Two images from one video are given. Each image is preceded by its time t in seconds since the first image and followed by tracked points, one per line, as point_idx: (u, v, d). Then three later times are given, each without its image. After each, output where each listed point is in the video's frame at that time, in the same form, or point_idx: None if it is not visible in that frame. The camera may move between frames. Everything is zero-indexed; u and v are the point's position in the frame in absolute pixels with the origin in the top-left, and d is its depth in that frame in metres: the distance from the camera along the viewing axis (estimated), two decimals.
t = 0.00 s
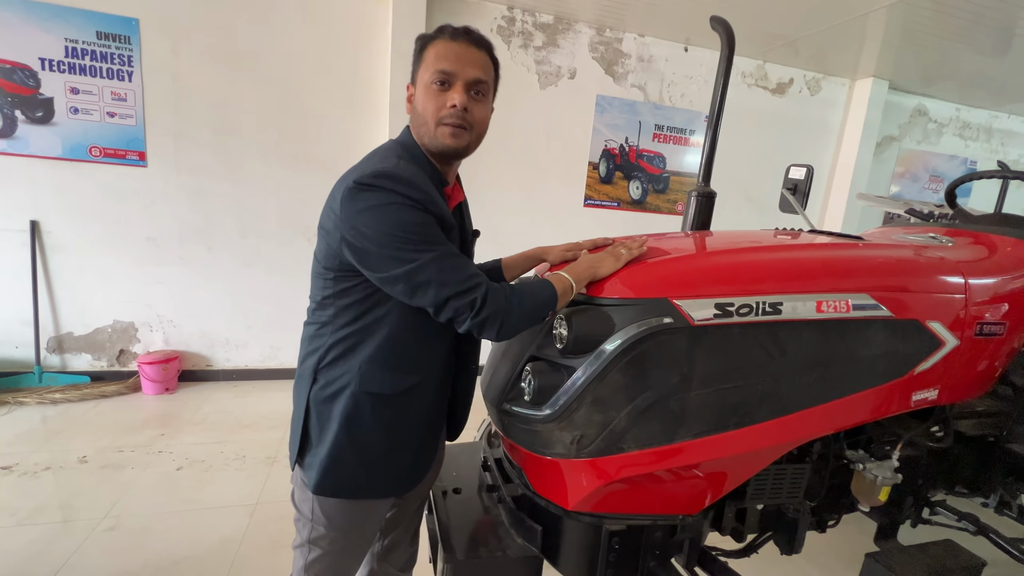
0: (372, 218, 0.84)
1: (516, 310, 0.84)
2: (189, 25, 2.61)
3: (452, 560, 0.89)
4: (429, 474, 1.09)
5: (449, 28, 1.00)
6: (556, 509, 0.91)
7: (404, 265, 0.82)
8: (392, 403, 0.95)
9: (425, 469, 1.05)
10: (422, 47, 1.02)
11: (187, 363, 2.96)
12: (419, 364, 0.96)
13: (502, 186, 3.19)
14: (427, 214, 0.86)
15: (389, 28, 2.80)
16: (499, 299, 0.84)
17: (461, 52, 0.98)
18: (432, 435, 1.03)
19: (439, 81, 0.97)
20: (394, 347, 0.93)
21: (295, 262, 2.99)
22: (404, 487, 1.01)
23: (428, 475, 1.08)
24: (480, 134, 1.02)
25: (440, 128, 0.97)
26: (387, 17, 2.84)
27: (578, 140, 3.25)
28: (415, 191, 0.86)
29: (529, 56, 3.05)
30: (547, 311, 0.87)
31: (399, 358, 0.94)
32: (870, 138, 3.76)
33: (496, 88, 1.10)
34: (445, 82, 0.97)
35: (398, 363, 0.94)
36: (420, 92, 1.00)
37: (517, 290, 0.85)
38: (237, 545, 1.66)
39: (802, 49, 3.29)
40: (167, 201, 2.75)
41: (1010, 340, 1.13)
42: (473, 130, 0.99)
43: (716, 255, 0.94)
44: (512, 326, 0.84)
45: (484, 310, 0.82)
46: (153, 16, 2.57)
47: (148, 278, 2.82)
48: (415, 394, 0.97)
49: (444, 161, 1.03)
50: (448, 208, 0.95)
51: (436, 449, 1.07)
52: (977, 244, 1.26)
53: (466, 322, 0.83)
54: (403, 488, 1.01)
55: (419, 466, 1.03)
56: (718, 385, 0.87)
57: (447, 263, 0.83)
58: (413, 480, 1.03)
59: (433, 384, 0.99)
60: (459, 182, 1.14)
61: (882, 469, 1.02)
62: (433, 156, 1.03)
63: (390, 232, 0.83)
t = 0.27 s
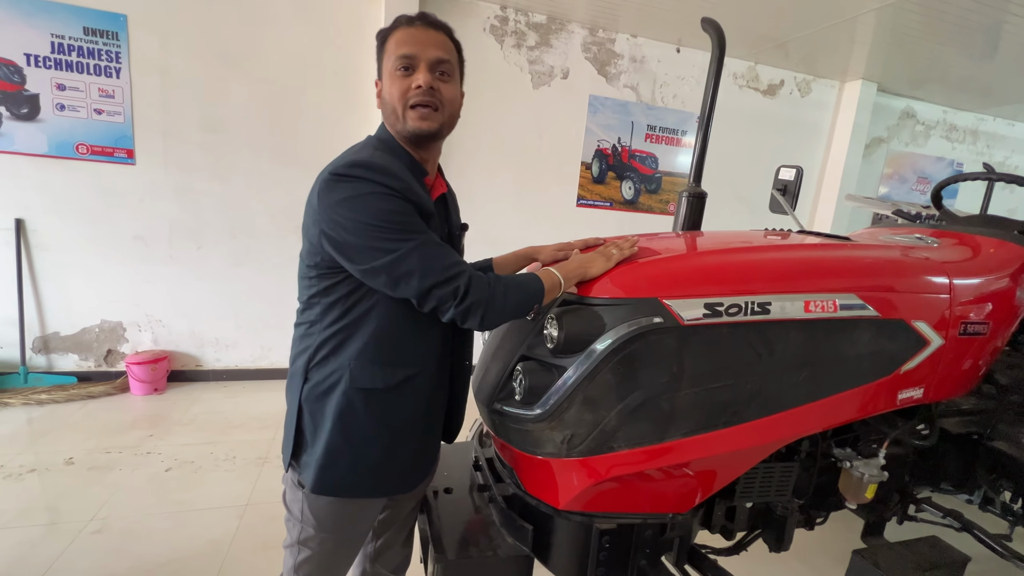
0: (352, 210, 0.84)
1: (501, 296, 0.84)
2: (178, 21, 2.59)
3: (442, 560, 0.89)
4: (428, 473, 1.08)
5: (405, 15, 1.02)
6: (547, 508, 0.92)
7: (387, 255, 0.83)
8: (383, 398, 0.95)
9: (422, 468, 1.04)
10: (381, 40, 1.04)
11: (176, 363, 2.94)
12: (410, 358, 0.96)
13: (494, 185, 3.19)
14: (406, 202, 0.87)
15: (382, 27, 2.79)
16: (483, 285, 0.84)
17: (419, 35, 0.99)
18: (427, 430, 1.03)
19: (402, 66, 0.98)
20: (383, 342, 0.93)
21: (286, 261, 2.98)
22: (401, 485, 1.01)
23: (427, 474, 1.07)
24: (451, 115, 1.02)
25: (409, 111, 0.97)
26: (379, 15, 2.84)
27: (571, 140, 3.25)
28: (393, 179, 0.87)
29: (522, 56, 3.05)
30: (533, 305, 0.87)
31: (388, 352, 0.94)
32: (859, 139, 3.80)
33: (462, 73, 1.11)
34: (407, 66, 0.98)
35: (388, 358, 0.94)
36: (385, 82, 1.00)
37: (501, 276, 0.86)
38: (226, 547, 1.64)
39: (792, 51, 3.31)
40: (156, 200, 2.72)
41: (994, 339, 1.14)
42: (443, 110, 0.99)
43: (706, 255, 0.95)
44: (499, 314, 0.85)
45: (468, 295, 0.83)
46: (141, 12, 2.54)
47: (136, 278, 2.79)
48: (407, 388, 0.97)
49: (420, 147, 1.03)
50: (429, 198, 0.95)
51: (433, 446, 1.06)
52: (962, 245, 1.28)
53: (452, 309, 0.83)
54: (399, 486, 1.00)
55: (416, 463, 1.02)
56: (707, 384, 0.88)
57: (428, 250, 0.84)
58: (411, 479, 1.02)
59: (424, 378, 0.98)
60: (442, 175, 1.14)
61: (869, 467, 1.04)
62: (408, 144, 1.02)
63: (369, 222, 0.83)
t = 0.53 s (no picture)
0: (335, 207, 0.85)
1: (488, 287, 0.84)
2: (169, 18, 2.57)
3: (434, 560, 0.89)
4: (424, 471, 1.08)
5: (391, 15, 1.01)
6: (539, 507, 0.92)
7: (373, 250, 0.83)
8: (374, 395, 0.94)
9: (417, 465, 1.04)
10: (367, 37, 1.03)
11: (167, 363, 2.91)
12: (401, 354, 0.96)
13: (488, 185, 3.19)
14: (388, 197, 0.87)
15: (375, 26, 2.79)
16: (470, 276, 0.84)
17: (404, 36, 0.98)
18: (419, 426, 1.02)
19: (384, 68, 0.98)
20: (374, 339, 0.93)
21: (278, 261, 2.96)
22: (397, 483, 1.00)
23: (422, 471, 1.06)
24: (433, 119, 1.02)
25: (390, 113, 0.97)
26: (373, 14, 2.83)
27: (564, 140, 3.26)
28: (374, 175, 0.87)
29: (516, 56, 3.06)
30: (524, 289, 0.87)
31: (380, 349, 0.94)
32: (850, 140, 3.83)
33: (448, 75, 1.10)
34: (391, 68, 0.98)
35: (379, 355, 0.94)
36: (369, 81, 1.00)
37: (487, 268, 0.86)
38: (218, 548, 1.64)
39: (784, 53, 3.34)
40: (146, 199, 2.70)
41: (979, 338, 1.16)
42: (424, 113, 0.99)
43: (697, 255, 0.96)
44: (488, 306, 0.84)
45: (455, 288, 0.83)
46: (131, 9, 2.52)
47: (126, 277, 2.76)
48: (398, 385, 0.96)
49: (400, 148, 1.03)
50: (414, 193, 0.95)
51: (427, 442, 1.06)
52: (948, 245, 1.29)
53: (439, 302, 0.83)
54: (394, 483, 1.00)
55: (410, 460, 1.02)
56: (698, 383, 0.88)
57: (413, 243, 0.84)
58: (406, 476, 1.02)
59: (415, 374, 0.98)
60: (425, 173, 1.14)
61: (857, 464, 1.04)
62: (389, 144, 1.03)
63: (352, 217, 0.83)
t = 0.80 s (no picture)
0: (337, 212, 0.85)
1: (488, 298, 0.85)
2: (164, 17, 2.56)
3: (431, 560, 0.89)
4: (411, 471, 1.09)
5: (426, 28, 1.00)
6: (535, 507, 0.93)
7: (374, 257, 0.83)
8: (367, 397, 0.95)
9: (405, 465, 1.05)
10: (398, 44, 1.03)
11: (162, 363, 2.90)
12: (393, 357, 0.96)
13: (485, 185, 3.19)
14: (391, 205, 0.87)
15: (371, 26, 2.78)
16: (471, 287, 0.85)
17: (433, 53, 0.98)
18: (410, 429, 1.03)
19: (406, 78, 0.98)
20: (367, 341, 0.93)
21: (274, 261, 2.95)
22: (383, 483, 1.01)
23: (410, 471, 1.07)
24: (443, 138, 1.02)
25: (400, 125, 0.98)
26: (369, 14, 2.83)
27: (560, 140, 3.26)
28: (378, 182, 0.87)
29: (512, 56, 3.06)
30: (523, 303, 0.88)
31: (373, 352, 0.94)
32: (845, 141, 3.85)
33: (472, 95, 1.10)
34: (412, 80, 0.98)
35: (372, 357, 0.94)
36: (388, 87, 1.00)
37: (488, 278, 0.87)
38: (213, 549, 1.63)
39: (779, 54, 3.35)
40: (140, 198, 2.69)
41: (971, 338, 1.17)
42: (435, 133, 0.99)
43: (692, 256, 0.96)
44: (488, 316, 0.85)
45: (456, 298, 0.83)
46: (125, 8, 2.51)
47: (120, 277, 2.75)
48: (391, 388, 0.97)
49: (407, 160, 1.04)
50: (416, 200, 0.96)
51: (415, 443, 1.07)
52: (940, 245, 1.31)
53: (440, 311, 0.84)
54: (382, 483, 1.01)
55: (399, 461, 1.03)
56: (692, 383, 0.89)
57: (415, 253, 0.84)
58: (392, 476, 1.02)
59: (407, 377, 0.99)
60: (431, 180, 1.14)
61: (851, 463, 1.05)
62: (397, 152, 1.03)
63: (354, 224, 0.83)
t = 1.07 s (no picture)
0: (325, 201, 0.84)
1: (482, 285, 0.85)
2: (157, 14, 2.54)
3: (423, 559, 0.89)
4: (407, 469, 1.08)
5: (379, 13, 1.02)
6: (529, 505, 0.93)
7: (365, 246, 0.83)
8: (360, 390, 0.94)
9: (399, 462, 1.04)
10: (358, 36, 1.04)
11: (156, 363, 2.89)
12: (386, 351, 0.96)
13: (480, 184, 3.19)
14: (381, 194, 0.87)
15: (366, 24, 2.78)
16: (464, 273, 0.85)
17: (397, 30, 0.99)
18: (406, 423, 1.02)
19: (380, 62, 0.98)
20: (359, 336, 0.93)
21: (269, 260, 2.94)
22: (377, 478, 1.01)
23: (405, 468, 1.07)
24: (432, 111, 1.02)
25: (388, 106, 0.97)
26: (364, 12, 2.82)
27: (556, 138, 3.26)
28: (367, 170, 0.87)
29: (507, 54, 3.05)
30: (516, 295, 0.88)
31: (366, 345, 0.94)
32: (839, 140, 3.87)
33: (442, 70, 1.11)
34: (386, 62, 0.98)
35: (365, 351, 0.94)
36: (364, 77, 1.00)
37: (481, 266, 0.87)
38: (207, 549, 1.63)
39: (774, 53, 3.36)
40: (133, 197, 2.67)
41: (962, 334, 1.18)
42: (423, 105, 0.99)
43: (685, 253, 0.96)
44: (482, 304, 0.85)
45: (449, 285, 0.83)
46: (118, 5, 2.49)
47: (113, 276, 2.73)
48: (384, 382, 0.96)
49: (400, 143, 1.02)
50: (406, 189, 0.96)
51: (411, 440, 1.06)
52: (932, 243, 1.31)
53: (434, 298, 0.84)
54: (374, 479, 1.01)
55: (394, 456, 1.02)
56: (685, 381, 0.89)
57: (407, 241, 0.84)
58: (386, 472, 1.02)
59: (401, 371, 0.98)
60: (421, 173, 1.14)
61: (843, 460, 1.05)
62: (389, 139, 1.02)
63: (344, 212, 0.83)
